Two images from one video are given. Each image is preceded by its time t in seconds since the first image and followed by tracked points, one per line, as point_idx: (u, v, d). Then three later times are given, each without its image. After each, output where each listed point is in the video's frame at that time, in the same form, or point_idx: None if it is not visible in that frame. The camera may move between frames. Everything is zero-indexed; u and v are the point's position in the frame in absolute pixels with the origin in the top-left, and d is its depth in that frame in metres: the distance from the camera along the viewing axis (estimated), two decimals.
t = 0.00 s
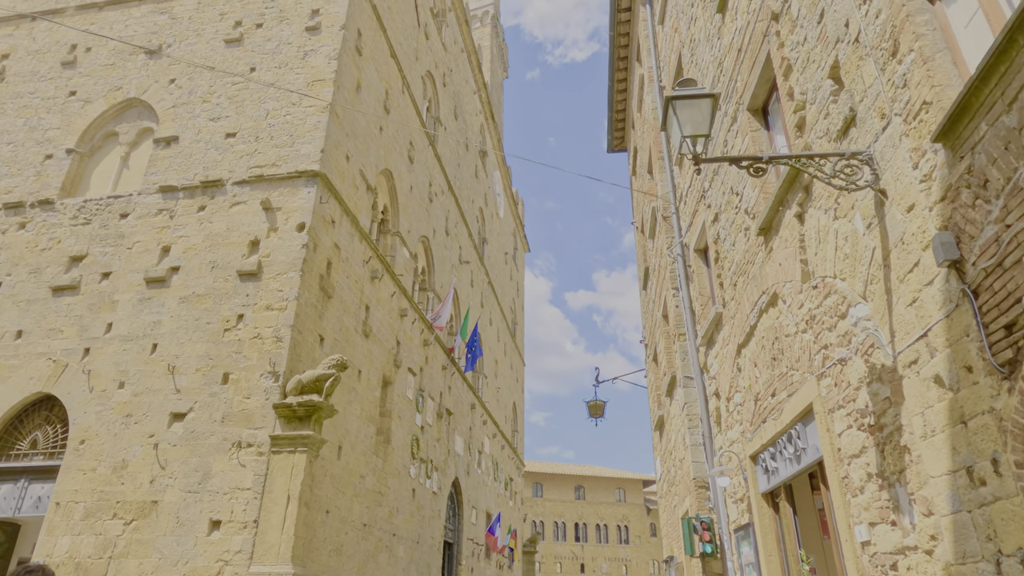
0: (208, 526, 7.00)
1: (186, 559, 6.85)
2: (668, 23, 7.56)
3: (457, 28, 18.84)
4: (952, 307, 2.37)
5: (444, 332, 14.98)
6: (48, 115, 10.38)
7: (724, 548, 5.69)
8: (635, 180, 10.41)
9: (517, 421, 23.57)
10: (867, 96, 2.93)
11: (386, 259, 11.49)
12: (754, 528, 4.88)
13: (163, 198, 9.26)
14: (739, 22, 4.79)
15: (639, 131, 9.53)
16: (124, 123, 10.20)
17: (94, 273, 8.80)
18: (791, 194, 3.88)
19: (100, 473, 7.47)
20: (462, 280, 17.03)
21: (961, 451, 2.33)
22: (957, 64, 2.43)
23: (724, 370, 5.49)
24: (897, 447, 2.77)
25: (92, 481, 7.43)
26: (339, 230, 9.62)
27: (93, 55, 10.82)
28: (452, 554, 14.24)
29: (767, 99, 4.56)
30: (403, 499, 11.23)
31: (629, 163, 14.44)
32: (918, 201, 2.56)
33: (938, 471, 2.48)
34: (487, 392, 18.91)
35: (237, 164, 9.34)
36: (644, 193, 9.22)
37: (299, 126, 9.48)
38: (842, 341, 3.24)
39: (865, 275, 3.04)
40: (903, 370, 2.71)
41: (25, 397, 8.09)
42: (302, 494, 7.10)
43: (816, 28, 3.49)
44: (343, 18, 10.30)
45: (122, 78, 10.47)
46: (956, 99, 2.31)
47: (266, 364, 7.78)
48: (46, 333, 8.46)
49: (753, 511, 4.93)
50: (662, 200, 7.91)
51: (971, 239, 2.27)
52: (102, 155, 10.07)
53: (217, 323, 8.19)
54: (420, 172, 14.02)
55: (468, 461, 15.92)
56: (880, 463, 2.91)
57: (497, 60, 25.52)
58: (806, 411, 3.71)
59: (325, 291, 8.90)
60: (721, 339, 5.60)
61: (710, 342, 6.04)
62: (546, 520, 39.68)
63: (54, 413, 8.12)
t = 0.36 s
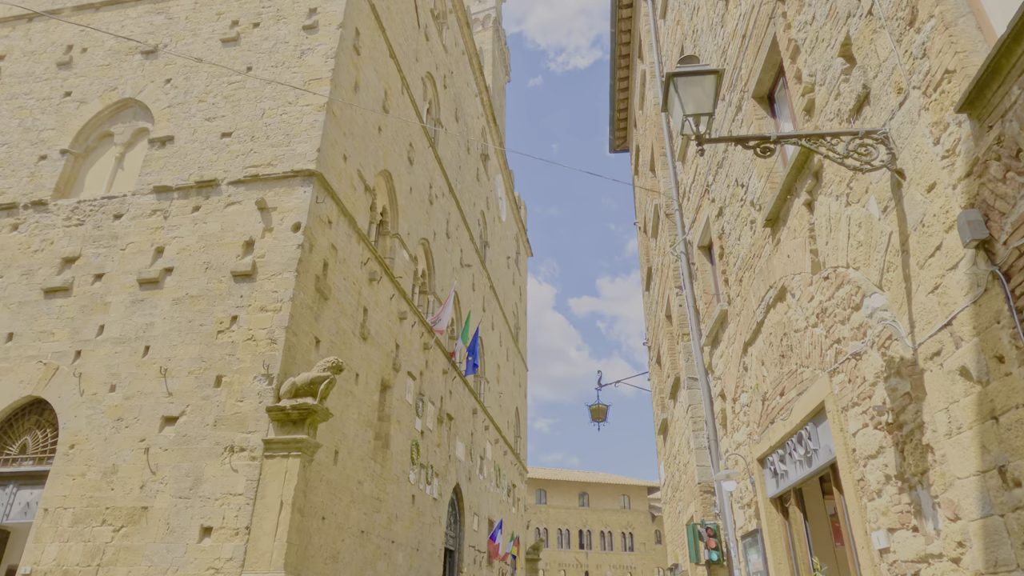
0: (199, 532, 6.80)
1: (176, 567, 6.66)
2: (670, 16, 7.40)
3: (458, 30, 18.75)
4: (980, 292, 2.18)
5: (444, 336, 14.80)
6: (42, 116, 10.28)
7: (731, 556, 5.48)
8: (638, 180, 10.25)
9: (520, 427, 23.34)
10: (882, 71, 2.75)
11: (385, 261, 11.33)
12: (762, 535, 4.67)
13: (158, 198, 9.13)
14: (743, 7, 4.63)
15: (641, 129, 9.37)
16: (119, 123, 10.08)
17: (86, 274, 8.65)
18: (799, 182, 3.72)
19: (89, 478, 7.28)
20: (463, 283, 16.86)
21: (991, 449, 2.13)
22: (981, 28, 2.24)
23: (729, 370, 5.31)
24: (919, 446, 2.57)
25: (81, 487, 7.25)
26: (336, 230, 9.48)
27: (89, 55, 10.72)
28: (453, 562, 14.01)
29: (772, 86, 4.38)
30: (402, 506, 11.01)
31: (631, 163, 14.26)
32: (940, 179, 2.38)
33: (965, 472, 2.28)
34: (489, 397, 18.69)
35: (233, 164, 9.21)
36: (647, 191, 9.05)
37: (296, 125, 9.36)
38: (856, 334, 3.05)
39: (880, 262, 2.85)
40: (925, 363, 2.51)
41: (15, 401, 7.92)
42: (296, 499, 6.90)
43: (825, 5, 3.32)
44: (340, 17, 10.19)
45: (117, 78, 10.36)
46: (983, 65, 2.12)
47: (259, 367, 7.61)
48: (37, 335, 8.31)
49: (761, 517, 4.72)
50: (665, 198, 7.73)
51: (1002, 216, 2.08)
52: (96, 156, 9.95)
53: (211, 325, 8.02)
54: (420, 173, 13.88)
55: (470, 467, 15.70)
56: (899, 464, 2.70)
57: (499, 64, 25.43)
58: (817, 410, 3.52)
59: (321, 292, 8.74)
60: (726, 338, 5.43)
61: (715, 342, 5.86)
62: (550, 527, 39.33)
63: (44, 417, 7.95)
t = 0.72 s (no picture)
0: (197, 529, 6.63)
1: (173, 565, 6.49)
2: None
3: (462, 25, 18.61)
4: None
5: (448, 332, 14.63)
6: (41, 109, 10.15)
7: (746, 552, 5.34)
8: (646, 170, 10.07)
9: (525, 426, 23.14)
10: (916, 24, 2.56)
11: (389, 256, 11.16)
12: (781, 529, 4.48)
13: (157, 190, 8.99)
14: None
15: (649, 117, 9.21)
16: (118, 116, 9.95)
17: (84, 268, 8.50)
18: (820, 154, 3.59)
19: (86, 474, 7.13)
20: (467, 280, 16.71)
21: None
22: None
23: (743, 359, 5.17)
24: (960, 426, 2.36)
25: (78, 482, 7.10)
26: (338, 222, 9.33)
27: (89, 48, 10.60)
28: (458, 561, 13.82)
29: (790, 58, 4.18)
30: (406, 504, 10.83)
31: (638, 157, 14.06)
32: (984, 133, 2.18)
33: (1014, 453, 2.07)
34: (494, 395, 18.51)
35: (233, 155, 9.07)
36: (655, 181, 8.87)
37: (297, 116, 9.21)
38: (886, 311, 2.87)
39: (914, 231, 2.65)
40: (967, 335, 2.31)
41: (11, 396, 7.78)
42: (296, 495, 6.73)
43: None
44: (341, 6, 10.05)
45: (117, 70, 10.23)
46: None
47: (259, 360, 7.44)
48: (34, 329, 8.17)
49: (778, 511, 4.56)
50: (674, 185, 7.54)
51: None
52: (95, 148, 9.82)
53: (210, 318, 7.86)
54: (424, 168, 13.73)
55: (475, 465, 15.51)
56: (938, 447, 2.51)
57: (504, 60, 25.26)
58: (842, 394, 3.36)
59: (322, 285, 8.58)
60: (740, 325, 5.29)
61: (728, 330, 5.72)
62: (555, 528, 39.10)
63: (40, 413, 7.80)
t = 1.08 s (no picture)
0: (204, 524, 6.49)
1: (180, 561, 6.35)
2: None
3: (470, 16, 18.41)
4: None
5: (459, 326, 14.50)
6: (47, 102, 10.07)
7: (771, 546, 5.17)
8: (660, 157, 9.83)
9: (537, 422, 22.96)
10: None
11: (399, 248, 11.02)
12: (811, 522, 4.29)
13: (163, 182, 8.87)
14: None
15: (664, 102, 9.00)
16: (124, 107, 9.84)
17: (90, 260, 8.40)
18: (855, 121, 3.46)
19: (92, 468, 7.01)
20: (478, 274, 16.55)
21: None
22: None
23: (769, 344, 5.05)
24: None
25: (84, 477, 6.98)
26: (346, 213, 9.17)
27: (94, 40, 10.50)
28: (470, 558, 13.68)
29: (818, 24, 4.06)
30: (417, 499, 10.67)
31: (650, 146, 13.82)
32: None
33: None
34: (506, 391, 18.34)
35: (239, 145, 8.94)
36: (670, 167, 8.66)
37: (303, 105, 9.06)
38: (935, 283, 2.69)
39: (967, 195, 2.45)
40: None
41: (17, 390, 7.69)
42: (304, 489, 6.57)
43: None
44: None
45: (122, 62, 10.12)
46: None
47: (266, 352, 7.29)
48: (40, 323, 8.07)
49: (808, 503, 4.40)
50: (691, 169, 7.30)
51: None
52: (101, 141, 9.72)
53: (217, 310, 7.73)
54: (433, 160, 13.58)
55: (487, 461, 15.35)
56: (997, 428, 2.33)
57: (513, 53, 25.03)
58: (882, 376, 3.22)
59: (330, 277, 8.42)
60: (764, 310, 5.16)
61: (751, 316, 5.57)
62: (567, 525, 38.90)
63: (47, 407, 7.70)
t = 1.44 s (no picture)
0: (220, 516, 6.38)
1: (196, 553, 6.24)
2: None
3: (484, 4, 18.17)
4: None
5: (477, 317, 14.33)
6: (61, 96, 10.03)
7: (807, 535, 4.92)
8: (681, 138, 9.53)
9: (557, 414, 22.74)
10: None
11: (414, 237, 10.85)
12: (853, 508, 4.02)
13: (176, 172, 8.78)
14: None
15: (685, 79, 8.72)
16: (137, 99, 9.77)
17: (104, 252, 8.33)
18: (900, 70, 3.22)
19: (108, 460, 6.94)
20: (496, 264, 16.36)
21: None
22: None
23: (802, 322, 4.79)
24: None
25: (100, 469, 6.91)
26: (360, 200, 9.01)
27: (107, 32, 10.44)
28: (492, 551, 13.52)
29: None
30: (437, 492, 10.52)
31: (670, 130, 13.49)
32: None
33: None
34: (525, 382, 18.15)
35: (251, 133, 8.81)
36: (693, 146, 8.38)
37: (315, 91, 8.90)
38: (998, 238, 2.44)
39: None
40: None
41: (34, 382, 7.64)
42: (320, 480, 6.42)
43: None
44: None
45: (135, 53, 10.05)
46: None
47: (281, 341, 7.16)
48: (56, 315, 8.02)
49: (849, 488, 4.13)
50: (715, 145, 7.01)
51: None
52: (115, 132, 9.66)
53: (230, 300, 7.61)
54: (448, 148, 13.40)
55: (507, 453, 15.19)
56: None
57: (528, 42, 24.74)
58: (934, 346, 2.98)
59: (345, 265, 8.27)
60: (797, 286, 4.90)
61: (782, 294, 5.30)
62: (589, 518, 38.68)
63: (63, 399, 7.64)
